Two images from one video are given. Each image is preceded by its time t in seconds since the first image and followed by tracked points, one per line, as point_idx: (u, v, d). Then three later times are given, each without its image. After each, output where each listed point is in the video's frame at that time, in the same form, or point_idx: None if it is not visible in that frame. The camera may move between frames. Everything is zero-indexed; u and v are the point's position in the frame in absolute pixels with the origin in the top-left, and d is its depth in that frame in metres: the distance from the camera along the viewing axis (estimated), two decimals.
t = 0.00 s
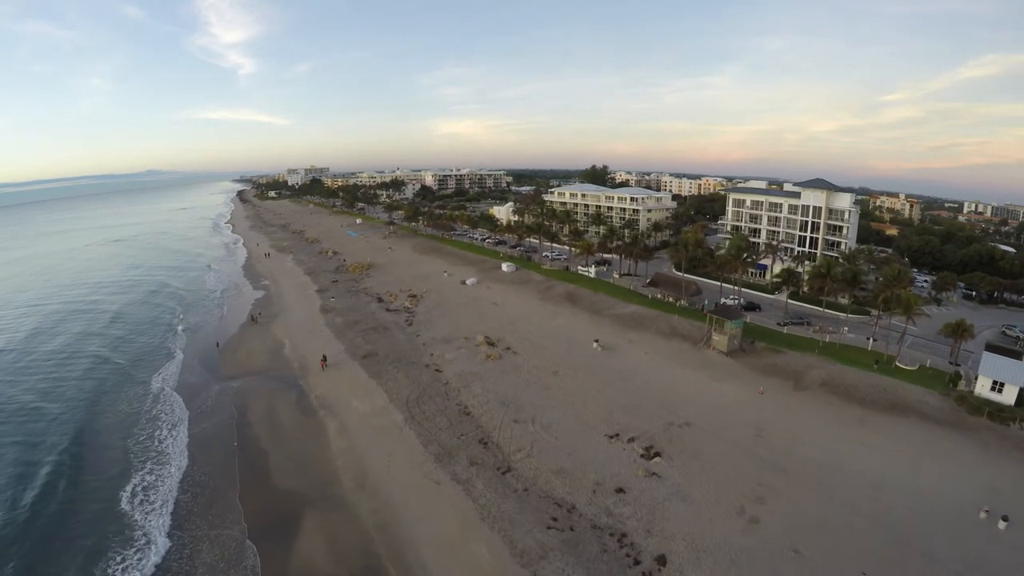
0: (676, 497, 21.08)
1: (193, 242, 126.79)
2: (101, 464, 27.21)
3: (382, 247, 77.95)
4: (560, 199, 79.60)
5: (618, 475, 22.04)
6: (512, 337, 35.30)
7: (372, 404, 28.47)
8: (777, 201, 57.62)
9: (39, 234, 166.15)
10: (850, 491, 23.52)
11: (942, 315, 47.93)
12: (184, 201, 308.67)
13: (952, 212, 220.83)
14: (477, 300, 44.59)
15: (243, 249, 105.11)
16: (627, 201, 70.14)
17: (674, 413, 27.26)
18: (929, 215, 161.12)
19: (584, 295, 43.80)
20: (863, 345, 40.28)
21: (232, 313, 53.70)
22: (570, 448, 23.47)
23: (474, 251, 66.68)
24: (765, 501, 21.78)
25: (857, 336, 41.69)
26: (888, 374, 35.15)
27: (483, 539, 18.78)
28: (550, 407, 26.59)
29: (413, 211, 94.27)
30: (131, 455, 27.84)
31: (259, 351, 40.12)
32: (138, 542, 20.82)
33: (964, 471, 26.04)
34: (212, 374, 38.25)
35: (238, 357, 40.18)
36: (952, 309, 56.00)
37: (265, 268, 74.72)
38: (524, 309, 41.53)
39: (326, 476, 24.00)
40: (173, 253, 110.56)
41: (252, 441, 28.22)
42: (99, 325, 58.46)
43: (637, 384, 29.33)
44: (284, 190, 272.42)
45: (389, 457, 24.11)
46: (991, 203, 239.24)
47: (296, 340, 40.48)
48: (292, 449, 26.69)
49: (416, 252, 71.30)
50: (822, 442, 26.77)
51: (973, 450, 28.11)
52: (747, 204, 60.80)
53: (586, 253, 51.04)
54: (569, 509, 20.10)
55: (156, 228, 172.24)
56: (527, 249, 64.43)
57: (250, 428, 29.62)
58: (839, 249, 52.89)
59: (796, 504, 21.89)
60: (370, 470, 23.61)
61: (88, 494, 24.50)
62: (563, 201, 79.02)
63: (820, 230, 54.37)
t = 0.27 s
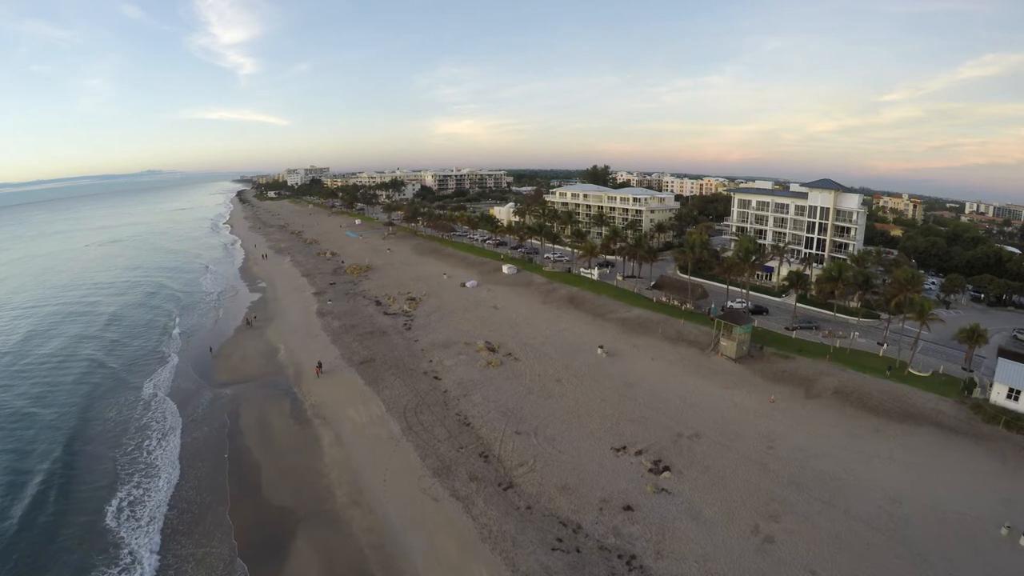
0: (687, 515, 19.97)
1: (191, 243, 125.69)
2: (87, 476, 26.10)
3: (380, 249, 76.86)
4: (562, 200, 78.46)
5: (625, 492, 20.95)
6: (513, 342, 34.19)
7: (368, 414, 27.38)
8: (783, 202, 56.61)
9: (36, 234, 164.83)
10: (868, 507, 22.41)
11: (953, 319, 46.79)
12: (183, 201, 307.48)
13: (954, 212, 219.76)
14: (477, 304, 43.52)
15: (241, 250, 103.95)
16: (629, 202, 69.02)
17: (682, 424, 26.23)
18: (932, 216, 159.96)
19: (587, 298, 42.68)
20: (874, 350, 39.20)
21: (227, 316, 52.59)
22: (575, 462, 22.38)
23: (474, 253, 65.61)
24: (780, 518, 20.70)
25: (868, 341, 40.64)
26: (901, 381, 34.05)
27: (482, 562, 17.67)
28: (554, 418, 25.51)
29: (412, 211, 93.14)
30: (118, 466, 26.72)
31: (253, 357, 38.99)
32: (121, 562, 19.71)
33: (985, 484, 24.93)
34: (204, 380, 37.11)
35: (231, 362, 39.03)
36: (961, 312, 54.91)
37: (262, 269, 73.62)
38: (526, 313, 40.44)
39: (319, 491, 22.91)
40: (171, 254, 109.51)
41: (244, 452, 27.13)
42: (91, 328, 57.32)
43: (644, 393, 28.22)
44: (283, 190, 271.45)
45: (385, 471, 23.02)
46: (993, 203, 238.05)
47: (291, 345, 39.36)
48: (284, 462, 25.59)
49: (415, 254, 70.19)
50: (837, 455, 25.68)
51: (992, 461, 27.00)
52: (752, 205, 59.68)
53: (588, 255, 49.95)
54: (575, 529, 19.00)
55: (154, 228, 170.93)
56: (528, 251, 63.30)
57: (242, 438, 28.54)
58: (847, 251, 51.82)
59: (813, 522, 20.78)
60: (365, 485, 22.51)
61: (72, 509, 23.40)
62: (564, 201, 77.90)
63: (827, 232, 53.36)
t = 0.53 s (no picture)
0: (700, 536, 18.88)
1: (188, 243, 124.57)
2: (71, 490, 24.98)
3: (379, 250, 75.75)
4: (562, 200, 77.34)
5: (633, 510, 19.85)
6: (514, 348, 33.10)
7: (363, 425, 26.28)
8: (789, 203, 55.56)
9: (32, 235, 163.48)
10: (887, 524, 21.31)
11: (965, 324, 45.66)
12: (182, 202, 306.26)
13: (956, 213, 218.56)
14: (477, 308, 42.44)
15: (238, 251, 102.80)
16: (631, 202, 67.93)
17: (691, 436, 25.13)
18: (935, 216, 158.86)
19: (589, 301, 41.59)
20: (884, 356, 38.15)
21: (221, 319, 51.46)
22: (579, 478, 21.29)
23: (474, 254, 64.52)
24: (796, 538, 19.61)
25: (878, 347, 39.67)
26: (914, 388, 32.97)
27: None
28: (557, 430, 24.43)
29: (411, 211, 91.93)
30: (104, 480, 25.61)
31: (246, 362, 37.90)
32: None
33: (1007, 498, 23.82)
34: (195, 387, 35.99)
35: (223, 368, 37.90)
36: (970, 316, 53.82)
37: (258, 271, 72.51)
38: (527, 317, 39.36)
39: (311, 508, 21.82)
40: (167, 255, 108.38)
41: (234, 465, 26.03)
42: (83, 331, 56.19)
43: (651, 403, 27.15)
44: (282, 190, 270.26)
45: (381, 487, 21.92)
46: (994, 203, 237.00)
47: (285, 351, 38.26)
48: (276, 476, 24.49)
49: (413, 255, 69.07)
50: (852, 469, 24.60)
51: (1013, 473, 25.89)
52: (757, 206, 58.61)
53: (591, 257, 48.88)
54: (581, 551, 17.89)
55: (151, 229, 169.67)
56: (529, 253, 62.21)
57: (233, 450, 27.46)
58: (855, 253, 50.78)
59: (832, 542, 19.67)
60: (359, 502, 21.40)
61: (53, 526, 22.28)
62: (565, 202, 76.79)
63: (834, 233, 52.32)
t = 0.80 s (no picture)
0: (713, 560, 17.80)
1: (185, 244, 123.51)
2: (53, 506, 23.83)
3: (376, 251, 74.65)
4: (562, 201, 76.27)
5: (642, 531, 18.77)
6: (514, 355, 32.00)
7: (357, 438, 25.18)
8: (794, 204, 54.51)
9: (27, 236, 161.97)
10: (907, 544, 20.25)
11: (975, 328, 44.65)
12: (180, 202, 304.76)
13: (956, 213, 217.71)
14: (476, 312, 41.33)
15: (234, 252, 101.58)
16: (633, 203, 66.90)
17: (700, 450, 24.05)
18: (936, 216, 158.08)
19: (591, 305, 40.48)
20: (894, 363, 37.17)
21: (214, 323, 50.28)
22: (584, 496, 20.21)
23: (473, 256, 63.49)
24: (814, 560, 18.55)
25: (889, 354, 38.77)
26: (927, 396, 31.92)
27: None
28: (560, 443, 23.36)
29: (409, 212, 90.94)
30: (88, 495, 24.46)
31: (238, 369, 36.80)
32: None
33: None
34: (185, 394, 34.84)
35: (214, 375, 36.74)
36: (978, 319, 52.84)
37: (254, 273, 71.40)
38: (527, 322, 38.27)
39: (301, 529, 20.70)
40: (163, 256, 107.11)
41: (223, 481, 24.95)
42: (73, 335, 54.96)
43: (657, 415, 26.09)
44: (280, 190, 269.14)
45: (375, 504, 20.82)
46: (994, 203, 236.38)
47: (278, 357, 37.13)
48: (266, 493, 23.41)
49: (411, 257, 67.93)
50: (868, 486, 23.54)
51: None
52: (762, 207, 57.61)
53: (593, 259, 47.78)
54: None
55: (148, 229, 168.25)
56: (529, 254, 61.07)
57: (222, 464, 26.35)
58: (862, 256, 49.85)
59: (851, 565, 18.61)
60: (352, 521, 20.29)
61: (32, 546, 21.14)
62: (565, 202, 75.63)
63: (840, 235, 51.31)
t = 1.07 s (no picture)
0: None
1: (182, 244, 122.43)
2: (34, 521, 22.73)
3: (375, 252, 73.57)
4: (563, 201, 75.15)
5: (652, 553, 17.68)
6: (515, 361, 30.89)
7: (352, 450, 24.09)
8: (801, 205, 53.43)
9: (23, 236, 160.72)
10: (931, 565, 19.18)
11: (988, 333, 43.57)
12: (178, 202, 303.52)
13: (958, 213, 216.51)
14: (476, 316, 40.25)
15: (230, 253, 100.36)
16: (635, 203, 65.78)
17: (711, 464, 22.99)
18: (939, 217, 156.93)
19: (594, 309, 39.39)
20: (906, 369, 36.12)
21: (208, 326, 49.15)
22: (591, 515, 19.12)
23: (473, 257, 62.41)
24: None
25: (901, 360, 37.75)
26: (942, 404, 30.87)
27: None
28: (564, 457, 22.27)
29: (408, 212, 89.86)
30: (71, 510, 23.37)
31: (231, 375, 35.72)
32: None
33: None
34: (175, 401, 33.72)
35: (205, 382, 35.60)
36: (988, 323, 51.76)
37: (251, 274, 70.32)
38: (528, 327, 37.16)
39: (291, 549, 19.60)
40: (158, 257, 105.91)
41: (212, 495, 23.88)
42: (64, 339, 53.75)
43: (665, 426, 25.04)
44: (279, 190, 268.00)
45: (369, 523, 19.70)
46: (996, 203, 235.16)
47: (271, 362, 36.01)
48: (256, 509, 22.32)
49: (410, 259, 66.79)
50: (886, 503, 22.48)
51: None
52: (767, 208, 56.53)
53: (596, 261, 46.66)
54: None
55: (145, 230, 166.99)
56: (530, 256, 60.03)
57: (212, 477, 25.28)
58: (870, 258, 48.84)
59: None
60: (345, 541, 19.18)
61: (10, 566, 20.05)
62: (566, 203, 74.45)
63: (848, 237, 50.26)
